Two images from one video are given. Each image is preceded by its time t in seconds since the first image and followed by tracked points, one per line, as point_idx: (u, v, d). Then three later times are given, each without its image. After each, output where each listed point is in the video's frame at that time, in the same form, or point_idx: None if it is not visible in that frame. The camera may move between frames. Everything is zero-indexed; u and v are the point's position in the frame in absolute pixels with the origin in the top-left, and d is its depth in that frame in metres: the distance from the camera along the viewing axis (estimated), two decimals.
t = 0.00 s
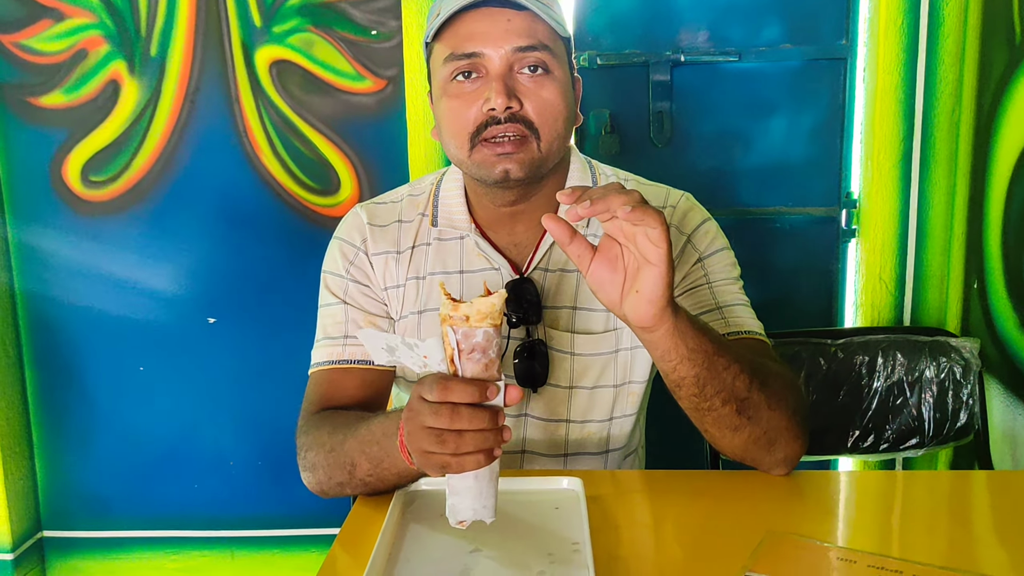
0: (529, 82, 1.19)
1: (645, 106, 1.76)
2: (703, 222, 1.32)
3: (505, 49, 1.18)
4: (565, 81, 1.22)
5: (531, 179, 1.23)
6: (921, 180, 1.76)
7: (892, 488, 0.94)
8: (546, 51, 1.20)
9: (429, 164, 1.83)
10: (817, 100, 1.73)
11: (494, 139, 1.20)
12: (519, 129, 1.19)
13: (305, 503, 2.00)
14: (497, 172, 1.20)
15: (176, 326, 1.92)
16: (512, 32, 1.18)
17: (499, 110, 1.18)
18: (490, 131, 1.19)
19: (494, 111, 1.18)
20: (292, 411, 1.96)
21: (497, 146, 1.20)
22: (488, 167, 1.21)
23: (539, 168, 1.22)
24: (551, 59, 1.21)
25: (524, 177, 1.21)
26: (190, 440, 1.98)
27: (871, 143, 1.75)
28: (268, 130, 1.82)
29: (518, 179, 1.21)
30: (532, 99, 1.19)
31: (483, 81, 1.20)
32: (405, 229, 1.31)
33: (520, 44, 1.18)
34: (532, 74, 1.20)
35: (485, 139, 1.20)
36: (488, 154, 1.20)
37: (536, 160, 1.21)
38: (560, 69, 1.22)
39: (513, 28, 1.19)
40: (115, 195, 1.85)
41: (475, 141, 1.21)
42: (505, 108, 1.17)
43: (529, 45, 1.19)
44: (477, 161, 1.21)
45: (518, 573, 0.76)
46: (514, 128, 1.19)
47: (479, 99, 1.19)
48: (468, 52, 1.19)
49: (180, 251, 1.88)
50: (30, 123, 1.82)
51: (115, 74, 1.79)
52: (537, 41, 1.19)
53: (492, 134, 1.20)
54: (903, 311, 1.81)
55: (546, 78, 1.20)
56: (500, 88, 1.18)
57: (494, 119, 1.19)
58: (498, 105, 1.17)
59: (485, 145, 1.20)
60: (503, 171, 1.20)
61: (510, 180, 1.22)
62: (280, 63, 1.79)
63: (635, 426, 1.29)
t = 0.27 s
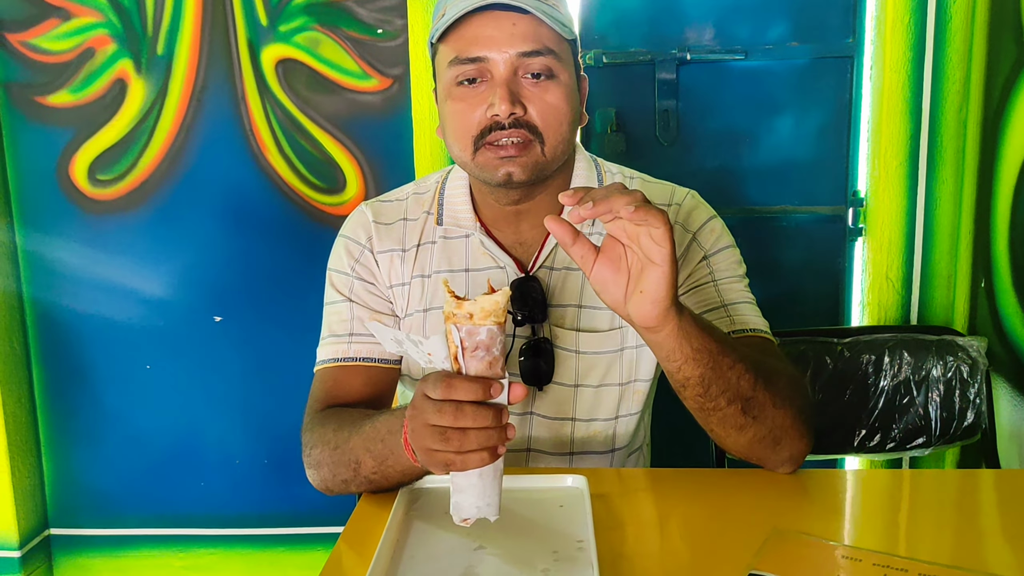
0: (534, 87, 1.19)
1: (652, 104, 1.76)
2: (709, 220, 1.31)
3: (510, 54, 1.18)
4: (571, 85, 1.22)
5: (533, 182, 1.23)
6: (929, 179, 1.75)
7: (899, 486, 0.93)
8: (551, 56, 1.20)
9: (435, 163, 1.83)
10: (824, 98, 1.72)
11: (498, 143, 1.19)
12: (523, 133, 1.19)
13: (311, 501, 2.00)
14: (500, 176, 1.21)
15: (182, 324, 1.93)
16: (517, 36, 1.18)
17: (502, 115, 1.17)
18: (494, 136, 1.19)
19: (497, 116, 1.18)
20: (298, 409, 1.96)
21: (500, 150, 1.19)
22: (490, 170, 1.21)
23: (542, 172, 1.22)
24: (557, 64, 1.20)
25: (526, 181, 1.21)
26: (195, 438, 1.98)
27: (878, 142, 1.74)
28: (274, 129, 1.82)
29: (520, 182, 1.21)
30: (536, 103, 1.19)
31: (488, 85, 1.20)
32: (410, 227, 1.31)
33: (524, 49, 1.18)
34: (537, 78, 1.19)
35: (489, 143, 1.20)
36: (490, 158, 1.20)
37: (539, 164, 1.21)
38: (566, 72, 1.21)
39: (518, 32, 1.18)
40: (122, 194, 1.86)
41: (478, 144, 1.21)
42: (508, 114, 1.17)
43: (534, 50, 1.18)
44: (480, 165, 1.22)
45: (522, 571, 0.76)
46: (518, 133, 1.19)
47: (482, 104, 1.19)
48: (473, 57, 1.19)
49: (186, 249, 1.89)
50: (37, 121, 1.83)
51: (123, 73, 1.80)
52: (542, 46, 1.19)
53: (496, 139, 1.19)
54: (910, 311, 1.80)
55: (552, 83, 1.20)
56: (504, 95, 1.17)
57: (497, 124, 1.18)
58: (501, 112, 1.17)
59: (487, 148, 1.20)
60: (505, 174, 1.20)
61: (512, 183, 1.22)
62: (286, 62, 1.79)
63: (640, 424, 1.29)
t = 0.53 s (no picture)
0: (532, 89, 1.18)
1: (657, 103, 1.76)
2: (714, 218, 1.31)
3: (508, 55, 1.17)
4: (571, 86, 1.21)
5: (531, 189, 1.23)
6: (935, 178, 1.75)
7: (904, 485, 0.94)
8: (549, 57, 1.19)
9: (441, 162, 1.83)
10: (830, 97, 1.72)
11: (495, 150, 1.20)
12: (520, 138, 1.19)
13: (317, 499, 2.01)
14: (499, 184, 1.21)
15: (189, 323, 1.94)
16: (515, 38, 1.17)
17: (499, 118, 1.17)
18: (491, 140, 1.19)
19: (494, 118, 1.17)
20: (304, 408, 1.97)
21: (498, 157, 1.20)
22: (490, 178, 1.21)
23: (541, 179, 1.22)
24: (556, 64, 1.19)
25: (524, 189, 1.22)
26: (202, 436, 1.99)
27: (883, 141, 1.74)
28: (281, 128, 1.83)
29: (520, 191, 1.22)
30: (534, 106, 1.18)
31: (485, 88, 1.19)
32: (416, 227, 1.31)
33: (523, 50, 1.17)
34: (535, 81, 1.18)
35: (487, 148, 1.20)
36: (490, 165, 1.20)
37: (537, 171, 1.21)
38: (565, 72, 1.21)
39: (517, 33, 1.17)
40: (129, 194, 1.87)
41: (477, 148, 1.21)
42: (505, 116, 1.16)
43: (533, 51, 1.18)
44: (479, 170, 1.22)
45: (528, 568, 0.77)
46: (514, 137, 1.19)
47: (481, 107, 1.18)
48: (472, 58, 1.18)
49: (193, 249, 1.90)
50: (46, 122, 1.84)
51: (130, 73, 1.81)
52: (540, 47, 1.18)
53: (493, 143, 1.19)
54: (916, 310, 1.80)
55: (551, 85, 1.19)
56: (500, 96, 1.16)
57: (494, 127, 1.18)
58: (498, 113, 1.16)
59: (486, 153, 1.20)
60: (504, 183, 1.21)
61: (512, 191, 1.22)
62: (293, 61, 1.80)
63: (645, 423, 1.30)
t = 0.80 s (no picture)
0: (527, 94, 1.18)
1: (661, 103, 1.76)
2: (715, 218, 1.31)
3: (503, 61, 1.17)
4: (567, 88, 1.21)
5: (532, 185, 1.22)
6: (939, 178, 1.74)
7: (908, 485, 0.93)
8: (544, 61, 1.18)
9: (445, 162, 1.83)
10: (834, 97, 1.72)
11: (495, 151, 1.19)
12: (515, 141, 1.18)
13: (322, 498, 2.02)
14: (497, 180, 1.21)
15: (193, 323, 1.94)
16: (509, 44, 1.16)
17: (496, 124, 1.17)
18: (488, 145, 1.18)
19: (490, 125, 1.17)
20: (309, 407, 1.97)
21: (497, 155, 1.19)
22: (488, 175, 1.21)
23: (541, 174, 1.21)
24: (551, 68, 1.19)
25: (524, 184, 1.21)
26: (207, 436, 2.00)
27: (888, 141, 1.74)
28: (285, 129, 1.83)
29: (519, 186, 1.21)
30: (530, 110, 1.18)
31: (481, 94, 1.18)
32: (417, 227, 1.32)
33: (517, 56, 1.17)
34: (530, 86, 1.18)
35: (485, 151, 1.19)
36: (489, 163, 1.20)
37: (535, 167, 1.20)
38: (560, 75, 1.20)
39: (510, 39, 1.17)
40: (135, 194, 1.88)
41: (474, 154, 1.20)
42: (502, 122, 1.16)
43: (527, 57, 1.17)
44: (478, 171, 1.21)
45: (529, 568, 0.77)
46: (509, 141, 1.18)
47: (477, 113, 1.18)
48: (466, 66, 1.18)
49: (198, 249, 1.91)
50: (51, 123, 1.85)
51: (135, 74, 1.82)
52: (534, 52, 1.17)
53: (492, 147, 1.19)
54: (921, 309, 1.80)
55: (546, 88, 1.18)
56: (496, 103, 1.16)
57: (491, 133, 1.18)
58: (494, 121, 1.16)
59: (485, 155, 1.19)
60: (502, 179, 1.20)
61: (511, 187, 1.22)
62: (297, 62, 1.80)
63: (647, 424, 1.30)
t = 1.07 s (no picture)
0: (526, 99, 1.18)
1: (665, 105, 1.76)
2: (718, 219, 1.31)
3: (500, 67, 1.16)
4: (565, 92, 1.21)
5: (533, 192, 1.23)
6: (945, 179, 1.74)
7: (914, 489, 0.93)
8: (541, 66, 1.18)
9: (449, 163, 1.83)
10: (839, 98, 1.71)
11: (496, 156, 1.19)
12: (518, 147, 1.18)
13: (327, 499, 2.02)
14: (499, 188, 1.21)
15: (199, 323, 1.95)
16: (506, 49, 1.16)
17: (496, 131, 1.16)
18: (490, 150, 1.18)
19: (490, 132, 1.17)
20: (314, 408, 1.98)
21: (498, 162, 1.19)
22: (489, 183, 1.21)
23: (541, 181, 1.22)
24: (549, 73, 1.19)
25: (526, 193, 1.22)
26: (212, 436, 2.01)
27: (894, 142, 1.73)
28: (290, 130, 1.84)
29: (520, 194, 1.22)
30: (529, 115, 1.18)
31: (480, 101, 1.18)
32: (420, 230, 1.32)
33: (514, 62, 1.16)
34: (529, 91, 1.18)
35: (485, 158, 1.19)
36: (489, 171, 1.20)
37: (536, 175, 1.21)
38: (559, 80, 1.20)
39: (506, 45, 1.16)
40: (141, 195, 1.88)
41: (475, 159, 1.20)
42: (501, 129, 1.16)
43: (524, 62, 1.17)
44: (479, 177, 1.22)
45: (532, 571, 0.77)
46: (513, 146, 1.18)
47: (476, 120, 1.17)
48: (464, 73, 1.18)
49: (204, 250, 1.91)
50: (58, 124, 1.86)
51: (141, 76, 1.82)
52: (531, 58, 1.17)
53: (493, 152, 1.19)
54: (927, 311, 1.79)
55: (544, 93, 1.18)
56: (495, 109, 1.16)
57: (491, 140, 1.17)
58: (494, 127, 1.16)
59: (486, 162, 1.19)
60: (504, 187, 1.20)
61: (512, 194, 1.22)
62: (302, 63, 1.81)
63: (650, 426, 1.29)
